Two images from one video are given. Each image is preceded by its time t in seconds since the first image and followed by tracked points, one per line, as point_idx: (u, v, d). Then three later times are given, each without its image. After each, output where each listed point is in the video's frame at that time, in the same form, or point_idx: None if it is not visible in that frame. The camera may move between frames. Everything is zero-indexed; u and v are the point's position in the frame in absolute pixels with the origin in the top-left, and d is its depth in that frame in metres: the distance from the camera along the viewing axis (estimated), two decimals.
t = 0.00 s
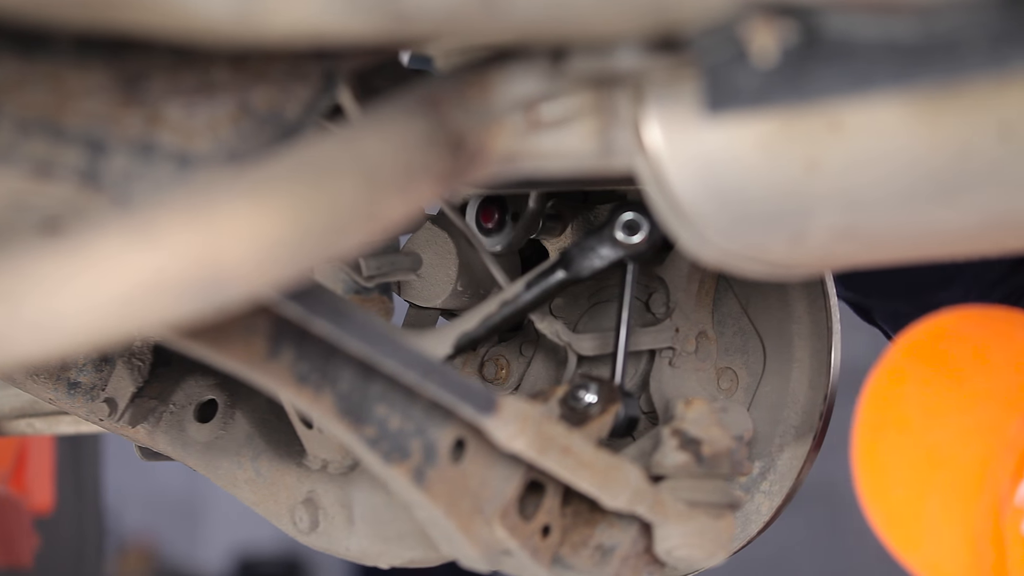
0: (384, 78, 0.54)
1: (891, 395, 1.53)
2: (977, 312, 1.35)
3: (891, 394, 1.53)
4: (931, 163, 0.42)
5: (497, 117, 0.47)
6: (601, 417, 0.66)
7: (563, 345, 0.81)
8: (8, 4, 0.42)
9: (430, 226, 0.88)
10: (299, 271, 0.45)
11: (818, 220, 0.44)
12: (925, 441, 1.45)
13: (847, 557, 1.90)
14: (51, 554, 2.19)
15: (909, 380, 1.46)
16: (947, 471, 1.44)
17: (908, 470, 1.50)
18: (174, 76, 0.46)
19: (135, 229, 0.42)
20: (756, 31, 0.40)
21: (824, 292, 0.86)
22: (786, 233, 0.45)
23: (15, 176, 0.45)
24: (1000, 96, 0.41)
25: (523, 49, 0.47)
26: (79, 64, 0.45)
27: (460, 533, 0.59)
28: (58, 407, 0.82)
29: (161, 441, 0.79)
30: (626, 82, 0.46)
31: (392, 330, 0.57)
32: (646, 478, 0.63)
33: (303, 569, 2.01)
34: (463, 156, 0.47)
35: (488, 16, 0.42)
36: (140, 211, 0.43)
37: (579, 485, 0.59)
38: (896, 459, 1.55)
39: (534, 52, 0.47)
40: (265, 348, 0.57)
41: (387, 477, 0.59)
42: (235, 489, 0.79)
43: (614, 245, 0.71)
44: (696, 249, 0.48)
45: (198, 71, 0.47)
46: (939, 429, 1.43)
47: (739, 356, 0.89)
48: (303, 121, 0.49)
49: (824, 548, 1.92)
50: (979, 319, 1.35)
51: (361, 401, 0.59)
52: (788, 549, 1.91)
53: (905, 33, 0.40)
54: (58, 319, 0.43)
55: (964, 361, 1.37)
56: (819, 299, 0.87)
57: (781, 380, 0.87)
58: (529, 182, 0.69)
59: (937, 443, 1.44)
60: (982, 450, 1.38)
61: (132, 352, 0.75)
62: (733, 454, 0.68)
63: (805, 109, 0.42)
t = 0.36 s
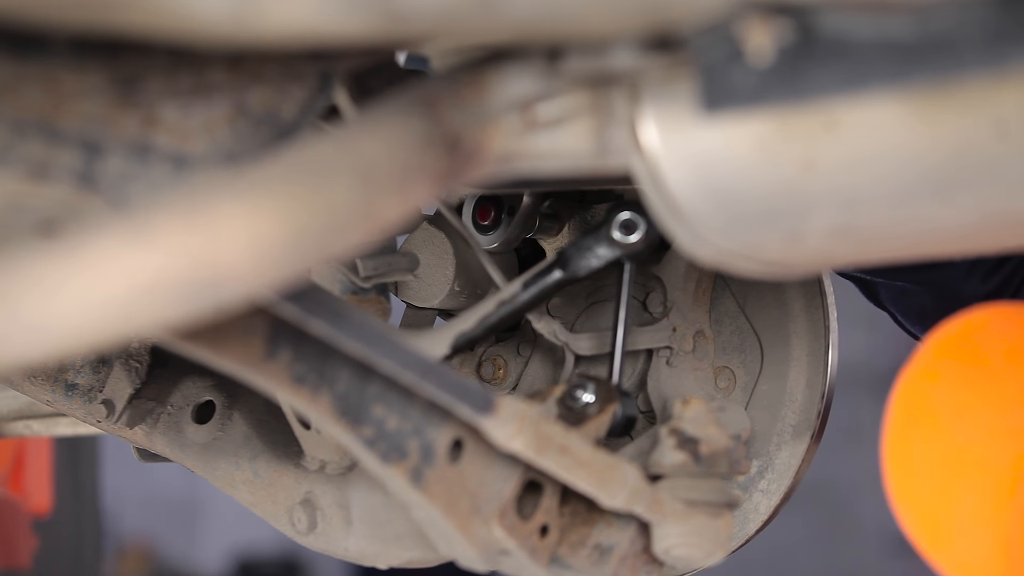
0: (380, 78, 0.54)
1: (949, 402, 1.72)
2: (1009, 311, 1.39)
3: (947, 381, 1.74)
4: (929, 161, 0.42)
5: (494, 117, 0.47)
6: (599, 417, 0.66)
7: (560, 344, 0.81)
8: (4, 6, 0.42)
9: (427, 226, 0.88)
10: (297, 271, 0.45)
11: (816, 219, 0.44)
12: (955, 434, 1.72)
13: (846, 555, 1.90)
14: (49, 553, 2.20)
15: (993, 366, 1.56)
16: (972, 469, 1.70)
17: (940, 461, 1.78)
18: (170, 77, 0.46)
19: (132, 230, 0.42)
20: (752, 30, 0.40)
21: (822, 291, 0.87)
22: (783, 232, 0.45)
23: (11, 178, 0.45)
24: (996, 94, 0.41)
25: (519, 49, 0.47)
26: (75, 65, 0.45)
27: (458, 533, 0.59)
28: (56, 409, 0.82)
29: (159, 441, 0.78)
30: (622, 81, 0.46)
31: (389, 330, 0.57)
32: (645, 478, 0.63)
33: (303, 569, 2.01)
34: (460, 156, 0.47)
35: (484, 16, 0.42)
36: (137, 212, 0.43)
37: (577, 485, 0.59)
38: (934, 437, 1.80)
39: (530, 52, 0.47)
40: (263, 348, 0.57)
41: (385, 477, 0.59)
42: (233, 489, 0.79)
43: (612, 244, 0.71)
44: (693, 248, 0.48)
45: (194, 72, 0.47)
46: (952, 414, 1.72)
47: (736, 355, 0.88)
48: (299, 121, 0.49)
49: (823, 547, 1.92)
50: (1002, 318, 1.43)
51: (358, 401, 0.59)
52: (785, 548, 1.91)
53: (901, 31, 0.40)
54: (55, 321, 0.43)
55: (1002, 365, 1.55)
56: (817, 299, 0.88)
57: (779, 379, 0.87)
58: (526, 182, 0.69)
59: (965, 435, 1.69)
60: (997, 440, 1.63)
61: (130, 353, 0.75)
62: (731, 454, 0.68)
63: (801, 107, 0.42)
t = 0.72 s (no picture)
0: (378, 78, 0.54)
1: (887, 420, 1.35)
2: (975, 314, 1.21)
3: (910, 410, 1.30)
4: (927, 161, 0.42)
5: (492, 117, 0.48)
6: (597, 417, 0.66)
7: (558, 344, 0.81)
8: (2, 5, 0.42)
9: (425, 226, 0.88)
10: (295, 271, 0.45)
11: (814, 219, 0.44)
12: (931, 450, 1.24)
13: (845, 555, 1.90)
14: (48, 555, 2.18)
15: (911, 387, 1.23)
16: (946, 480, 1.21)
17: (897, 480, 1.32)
18: (168, 77, 0.46)
19: (131, 229, 0.42)
20: (750, 31, 0.40)
21: (820, 290, 0.86)
22: (781, 232, 0.45)
23: (8, 177, 0.45)
24: (994, 95, 0.41)
25: (517, 49, 0.47)
26: (73, 65, 0.45)
27: (456, 533, 0.59)
28: (54, 409, 0.82)
29: (157, 441, 0.78)
30: (620, 81, 0.46)
31: (388, 330, 0.57)
32: (643, 478, 0.63)
33: (300, 568, 2.01)
34: (459, 155, 0.47)
35: (482, 16, 0.42)
36: (135, 212, 0.43)
37: (575, 485, 0.59)
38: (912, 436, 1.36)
39: (528, 52, 0.47)
40: (262, 348, 0.57)
41: (384, 477, 0.59)
42: (231, 489, 0.79)
43: (609, 244, 0.71)
44: (691, 249, 0.48)
45: (192, 71, 0.47)
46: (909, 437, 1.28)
47: (734, 355, 0.89)
48: (298, 122, 0.49)
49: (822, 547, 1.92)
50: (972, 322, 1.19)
51: (357, 401, 0.59)
52: (784, 547, 1.91)
53: (899, 32, 0.40)
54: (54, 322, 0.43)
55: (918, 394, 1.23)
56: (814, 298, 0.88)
57: (777, 379, 0.88)
58: (524, 182, 0.69)
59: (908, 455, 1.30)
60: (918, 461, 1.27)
61: (128, 353, 0.75)
62: (728, 453, 0.68)
63: (800, 107, 0.42)
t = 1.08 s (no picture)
0: (376, 79, 0.54)
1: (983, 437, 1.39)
2: None
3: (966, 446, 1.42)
4: (925, 160, 0.42)
5: (489, 117, 0.48)
6: (595, 417, 0.66)
7: (556, 344, 0.81)
8: None
9: (423, 226, 0.88)
10: (292, 271, 0.45)
11: (812, 218, 0.44)
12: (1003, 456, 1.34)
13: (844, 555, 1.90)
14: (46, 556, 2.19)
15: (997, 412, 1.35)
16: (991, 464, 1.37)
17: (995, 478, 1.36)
18: (166, 78, 0.46)
19: (128, 230, 0.42)
20: (747, 30, 0.40)
21: (818, 290, 0.86)
22: (778, 231, 0.45)
23: (6, 178, 0.45)
24: (991, 94, 0.41)
25: (514, 49, 0.47)
26: (71, 66, 0.45)
27: (454, 533, 0.59)
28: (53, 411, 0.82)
29: (155, 442, 0.78)
30: (618, 81, 0.46)
31: (386, 330, 0.57)
32: (641, 477, 0.63)
33: (299, 569, 2.00)
34: (456, 155, 0.47)
35: (480, 16, 0.42)
36: (133, 212, 0.43)
37: (573, 485, 0.59)
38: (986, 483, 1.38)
39: (525, 52, 0.47)
40: (259, 349, 0.57)
41: (382, 477, 0.59)
42: (229, 489, 0.79)
43: (607, 244, 0.71)
44: (689, 248, 0.48)
45: (190, 72, 0.47)
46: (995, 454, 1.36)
47: (732, 354, 0.89)
48: (295, 122, 0.49)
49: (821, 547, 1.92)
50: None
51: (355, 401, 0.59)
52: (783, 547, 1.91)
53: (896, 31, 0.40)
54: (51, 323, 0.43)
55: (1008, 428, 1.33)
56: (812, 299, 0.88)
57: (775, 378, 0.88)
58: (522, 182, 0.69)
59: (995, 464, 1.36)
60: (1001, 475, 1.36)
61: (126, 354, 0.75)
62: (726, 453, 0.68)
63: (798, 107, 0.42)
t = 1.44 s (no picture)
0: (372, 78, 0.54)
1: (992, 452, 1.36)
2: None
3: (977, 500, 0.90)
4: (923, 160, 0.42)
5: (487, 118, 0.47)
6: (593, 417, 0.67)
7: (554, 344, 0.81)
8: None
9: (420, 226, 0.89)
10: (290, 271, 0.45)
11: (809, 218, 0.44)
12: None
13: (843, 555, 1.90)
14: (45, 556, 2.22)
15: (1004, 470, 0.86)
16: None
17: None
18: (163, 78, 0.46)
19: (126, 230, 0.42)
20: (745, 30, 0.40)
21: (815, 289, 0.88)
22: (776, 231, 0.45)
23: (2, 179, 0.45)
24: (989, 94, 0.41)
25: (511, 49, 0.47)
26: (68, 67, 0.45)
27: (451, 533, 0.59)
28: (50, 411, 0.81)
29: (153, 443, 0.78)
30: (615, 81, 0.46)
31: (384, 331, 0.57)
32: (639, 477, 0.63)
33: (299, 570, 1.99)
34: (453, 155, 0.47)
35: (478, 16, 0.42)
36: (130, 212, 0.43)
37: (571, 485, 0.59)
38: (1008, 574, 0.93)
39: (522, 52, 0.47)
40: (257, 349, 0.57)
41: (380, 478, 0.59)
42: (227, 490, 0.79)
43: (605, 244, 0.71)
44: (686, 248, 0.48)
45: (187, 72, 0.47)
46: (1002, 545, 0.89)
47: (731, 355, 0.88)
48: (293, 122, 0.49)
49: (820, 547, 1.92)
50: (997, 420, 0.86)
51: (353, 401, 0.59)
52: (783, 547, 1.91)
53: (892, 30, 0.40)
54: (49, 322, 0.43)
55: None
56: (808, 299, 0.89)
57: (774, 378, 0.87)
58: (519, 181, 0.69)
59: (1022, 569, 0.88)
60: None
61: (124, 354, 0.75)
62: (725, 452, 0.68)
63: (795, 107, 0.42)
